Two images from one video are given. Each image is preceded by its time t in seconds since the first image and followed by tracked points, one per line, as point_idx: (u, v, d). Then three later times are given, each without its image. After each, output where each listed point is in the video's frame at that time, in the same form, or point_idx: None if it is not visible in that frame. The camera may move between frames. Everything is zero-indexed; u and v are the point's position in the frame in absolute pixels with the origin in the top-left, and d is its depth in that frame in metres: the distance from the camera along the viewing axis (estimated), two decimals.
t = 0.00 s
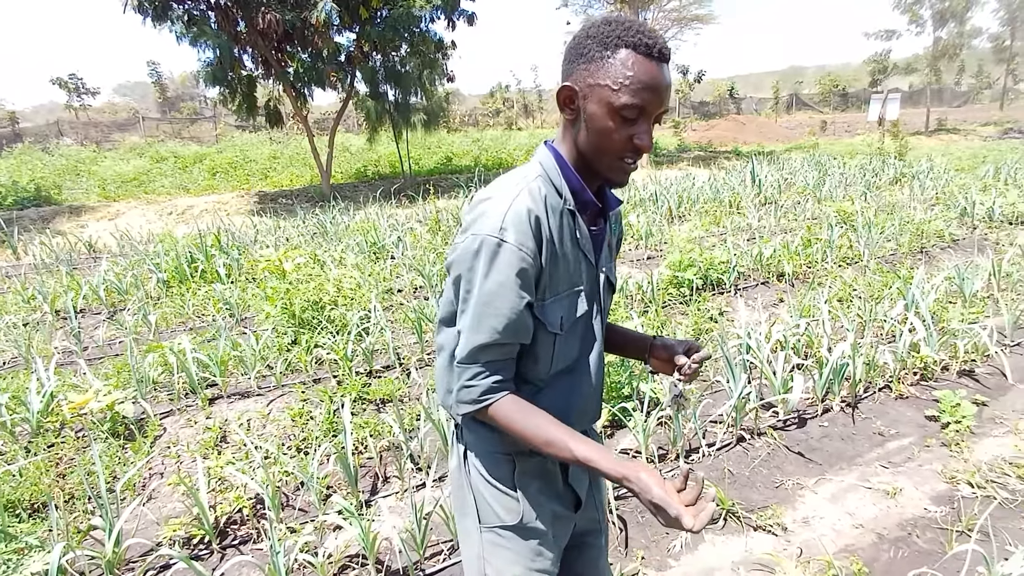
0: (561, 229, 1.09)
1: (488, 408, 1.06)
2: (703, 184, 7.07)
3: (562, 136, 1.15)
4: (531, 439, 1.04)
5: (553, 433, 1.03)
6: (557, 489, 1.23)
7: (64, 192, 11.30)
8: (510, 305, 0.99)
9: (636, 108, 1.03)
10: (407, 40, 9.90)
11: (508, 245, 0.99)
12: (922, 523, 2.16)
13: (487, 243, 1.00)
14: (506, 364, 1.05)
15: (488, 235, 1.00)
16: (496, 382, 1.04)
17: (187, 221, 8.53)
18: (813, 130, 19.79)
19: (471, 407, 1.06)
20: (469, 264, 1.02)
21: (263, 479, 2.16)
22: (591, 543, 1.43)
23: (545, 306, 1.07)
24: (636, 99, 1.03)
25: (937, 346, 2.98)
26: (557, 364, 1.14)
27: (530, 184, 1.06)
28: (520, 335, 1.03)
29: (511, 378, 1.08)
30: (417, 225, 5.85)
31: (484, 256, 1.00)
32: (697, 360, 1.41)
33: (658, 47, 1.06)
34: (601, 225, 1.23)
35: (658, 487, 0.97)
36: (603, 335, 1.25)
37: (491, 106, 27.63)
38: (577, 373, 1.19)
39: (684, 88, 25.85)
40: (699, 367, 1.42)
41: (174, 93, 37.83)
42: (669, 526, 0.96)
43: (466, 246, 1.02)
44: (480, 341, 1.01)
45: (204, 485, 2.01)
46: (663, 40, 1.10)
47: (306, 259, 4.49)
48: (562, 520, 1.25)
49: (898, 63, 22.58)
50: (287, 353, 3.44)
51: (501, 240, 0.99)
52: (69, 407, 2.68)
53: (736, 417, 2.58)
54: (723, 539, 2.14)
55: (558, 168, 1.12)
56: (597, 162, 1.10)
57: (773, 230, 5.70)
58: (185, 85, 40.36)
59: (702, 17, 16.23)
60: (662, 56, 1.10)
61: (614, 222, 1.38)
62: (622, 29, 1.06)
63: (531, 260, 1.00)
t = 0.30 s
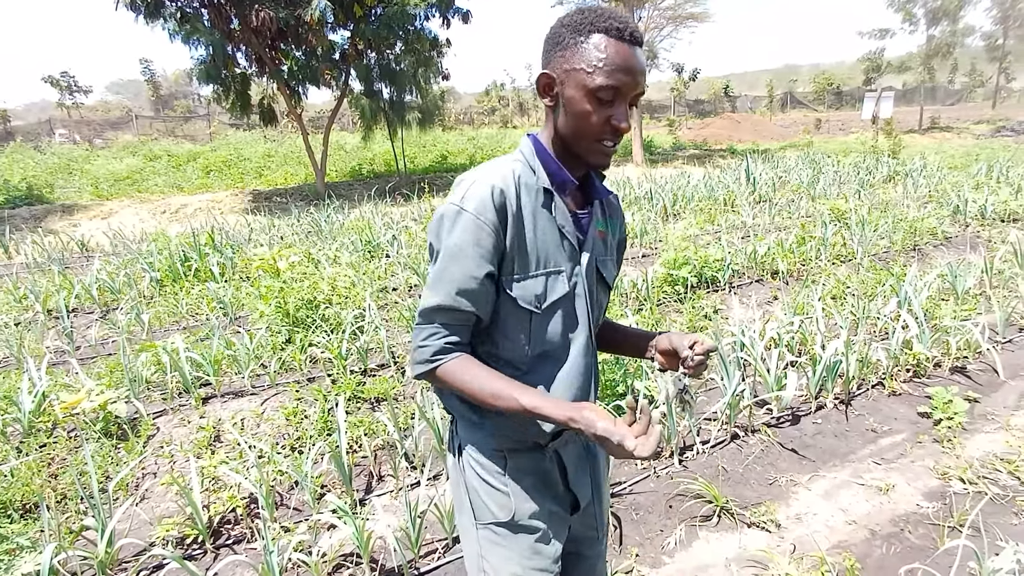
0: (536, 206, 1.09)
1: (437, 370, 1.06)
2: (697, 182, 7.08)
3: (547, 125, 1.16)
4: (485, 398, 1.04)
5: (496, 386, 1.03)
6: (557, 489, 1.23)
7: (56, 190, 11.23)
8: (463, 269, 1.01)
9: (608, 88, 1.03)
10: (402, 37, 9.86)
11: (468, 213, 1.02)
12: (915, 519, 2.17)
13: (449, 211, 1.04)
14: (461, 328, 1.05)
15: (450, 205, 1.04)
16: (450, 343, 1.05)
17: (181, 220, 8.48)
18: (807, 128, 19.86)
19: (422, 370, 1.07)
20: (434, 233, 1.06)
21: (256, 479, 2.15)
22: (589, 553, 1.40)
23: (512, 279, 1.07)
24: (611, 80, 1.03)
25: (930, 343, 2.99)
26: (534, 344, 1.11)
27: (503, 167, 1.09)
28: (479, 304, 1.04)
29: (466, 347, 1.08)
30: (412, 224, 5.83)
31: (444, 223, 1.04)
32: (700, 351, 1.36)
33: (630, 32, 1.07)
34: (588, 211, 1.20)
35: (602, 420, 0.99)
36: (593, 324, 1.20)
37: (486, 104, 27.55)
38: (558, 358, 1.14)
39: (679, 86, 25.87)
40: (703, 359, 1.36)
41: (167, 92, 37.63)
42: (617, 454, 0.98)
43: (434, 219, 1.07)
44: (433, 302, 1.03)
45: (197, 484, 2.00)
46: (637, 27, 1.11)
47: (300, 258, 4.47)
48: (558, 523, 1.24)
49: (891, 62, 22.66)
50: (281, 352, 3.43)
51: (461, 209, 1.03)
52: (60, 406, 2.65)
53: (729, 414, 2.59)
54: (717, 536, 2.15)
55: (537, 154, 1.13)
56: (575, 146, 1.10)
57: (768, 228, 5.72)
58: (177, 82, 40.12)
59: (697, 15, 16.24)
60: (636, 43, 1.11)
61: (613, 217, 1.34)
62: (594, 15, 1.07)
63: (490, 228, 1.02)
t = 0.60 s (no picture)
0: (502, 209, 1.10)
1: (416, 372, 1.10)
2: (696, 182, 7.09)
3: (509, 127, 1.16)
4: (463, 393, 1.06)
5: (464, 379, 1.05)
6: (561, 495, 1.23)
7: (53, 190, 11.20)
8: (425, 274, 1.04)
9: (560, 81, 1.02)
10: (400, 37, 9.84)
11: (427, 223, 1.04)
12: (912, 518, 2.18)
13: (412, 221, 1.07)
14: (434, 332, 1.08)
15: (413, 215, 1.08)
16: (426, 346, 1.09)
17: (179, 220, 8.48)
18: (805, 128, 19.87)
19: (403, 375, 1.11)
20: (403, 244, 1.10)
21: (255, 480, 2.15)
22: (591, 559, 1.39)
23: (481, 281, 1.08)
24: (560, 73, 1.02)
25: (927, 343, 3.00)
26: (513, 345, 1.11)
27: (465, 175, 1.10)
28: (447, 307, 1.06)
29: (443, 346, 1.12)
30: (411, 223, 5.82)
31: (408, 233, 1.07)
32: (683, 336, 1.34)
33: (578, 22, 1.06)
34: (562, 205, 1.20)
35: (565, 383, 0.97)
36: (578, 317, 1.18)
37: (485, 104, 27.53)
38: (544, 356, 1.13)
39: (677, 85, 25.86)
40: (688, 342, 1.34)
41: (165, 91, 37.55)
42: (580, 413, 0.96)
43: (402, 231, 1.10)
44: (404, 308, 1.06)
45: (194, 485, 2.00)
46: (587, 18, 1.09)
47: (299, 258, 4.51)
48: (556, 530, 1.23)
49: (889, 61, 22.67)
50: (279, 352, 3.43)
51: (421, 220, 1.06)
52: (57, 407, 2.65)
53: (727, 414, 2.59)
54: (715, 535, 2.15)
55: (499, 157, 1.13)
56: (536, 144, 1.09)
57: (766, 228, 5.72)
58: (175, 82, 40.06)
59: (695, 15, 16.22)
60: (586, 34, 1.09)
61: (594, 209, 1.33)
62: (539, 11, 1.07)
63: (449, 234, 1.04)
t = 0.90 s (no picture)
0: (481, 222, 1.10)
1: (416, 394, 1.12)
2: (695, 182, 7.09)
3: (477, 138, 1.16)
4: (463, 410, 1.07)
5: (462, 397, 1.07)
6: (570, 500, 1.23)
7: (52, 191, 11.19)
8: (409, 297, 1.05)
9: (513, 81, 1.02)
10: (399, 37, 9.84)
11: (406, 247, 1.05)
12: (911, 518, 2.18)
13: (391, 247, 1.08)
14: (428, 350, 1.10)
15: (392, 239, 1.08)
16: (422, 367, 1.11)
17: (177, 220, 8.48)
18: (804, 128, 19.88)
19: (401, 397, 1.13)
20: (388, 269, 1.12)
21: (254, 481, 2.15)
22: (599, 560, 1.39)
23: (467, 297, 1.08)
24: (513, 72, 1.02)
25: (926, 343, 3.01)
26: (504, 356, 1.11)
27: (440, 193, 1.10)
28: (435, 326, 1.07)
29: (439, 362, 1.14)
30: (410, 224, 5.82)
31: (389, 259, 1.09)
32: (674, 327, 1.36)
33: (521, 20, 1.06)
34: (545, 207, 1.20)
35: (563, 388, 0.97)
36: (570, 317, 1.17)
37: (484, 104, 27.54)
38: (538, 362, 1.12)
39: (676, 86, 25.87)
40: (679, 333, 1.37)
41: (164, 92, 37.52)
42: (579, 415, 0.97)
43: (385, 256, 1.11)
44: (395, 333, 1.08)
45: (194, 487, 2.00)
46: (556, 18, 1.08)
47: (297, 259, 4.51)
48: (565, 535, 1.24)
49: (887, 61, 22.69)
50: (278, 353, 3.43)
51: (400, 244, 1.06)
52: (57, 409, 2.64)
53: (727, 414, 2.59)
54: (714, 536, 2.15)
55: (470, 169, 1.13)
56: (502, 147, 1.09)
57: (764, 228, 5.72)
58: (175, 83, 40.14)
59: (694, 15, 16.23)
60: (531, 29, 1.09)
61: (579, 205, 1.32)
62: (481, 17, 1.07)
63: (428, 254, 1.04)
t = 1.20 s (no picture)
0: (478, 224, 1.09)
1: (424, 408, 1.08)
2: (694, 181, 7.09)
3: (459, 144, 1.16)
4: (478, 411, 1.05)
5: (474, 399, 1.04)
6: (581, 499, 1.25)
7: (50, 191, 11.17)
8: (414, 304, 1.03)
9: (484, 76, 1.03)
10: (397, 36, 9.82)
11: (405, 255, 1.03)
12: (911, 516, 2.18)
13: (388, 256, 1.06)
14: (433, 362, 1.08)
15: (388, 249, 1.06)
16: (428, 380, 1.08)
17: (176, 220, 8.47)
18: (803, 127, 19.89)
19: (410, 414, 1.09)
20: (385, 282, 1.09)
21: (254, 480, 2.15)
22: (602, 559, 1.41)
23: (470, 300, 1.07)
24: (482, 68, 1.03)
25: (925, 341, 3.01)
26: (510, 356, 1.11)
27: (433, 199, 1.09)
28: (440, 332, 1.05)
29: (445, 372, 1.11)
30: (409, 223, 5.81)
31: (386, 270, 1.06)
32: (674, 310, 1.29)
33: (483, 18, 1.08)
34: (536, 205, 1.22)
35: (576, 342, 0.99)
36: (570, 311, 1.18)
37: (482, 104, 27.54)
38: (544, 360, 1.13)
39: (675, 84, 25.87)
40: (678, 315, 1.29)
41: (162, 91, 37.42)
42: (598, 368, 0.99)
43: (381, 268, 1.09)
44: (398, 347, 1.06)
45: (194, 486, 1.99)
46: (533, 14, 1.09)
47: (296, 258, 4.50)
48: (576, 536, 1.24)
49: (886, 60, 22.72)
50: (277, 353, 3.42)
51: (398, 254, 1.04)
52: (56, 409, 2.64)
53: (727, 413, 2.59)
54: (715, 534, 2.16)
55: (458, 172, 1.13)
56: (484, 147, 1.09)
57: (763, 227, 5.72)
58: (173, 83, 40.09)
59: (693, 14, 16.21)
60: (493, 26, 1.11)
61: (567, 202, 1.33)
62: (444, 23, 1.09)
63: (429, 260, 1.03)
